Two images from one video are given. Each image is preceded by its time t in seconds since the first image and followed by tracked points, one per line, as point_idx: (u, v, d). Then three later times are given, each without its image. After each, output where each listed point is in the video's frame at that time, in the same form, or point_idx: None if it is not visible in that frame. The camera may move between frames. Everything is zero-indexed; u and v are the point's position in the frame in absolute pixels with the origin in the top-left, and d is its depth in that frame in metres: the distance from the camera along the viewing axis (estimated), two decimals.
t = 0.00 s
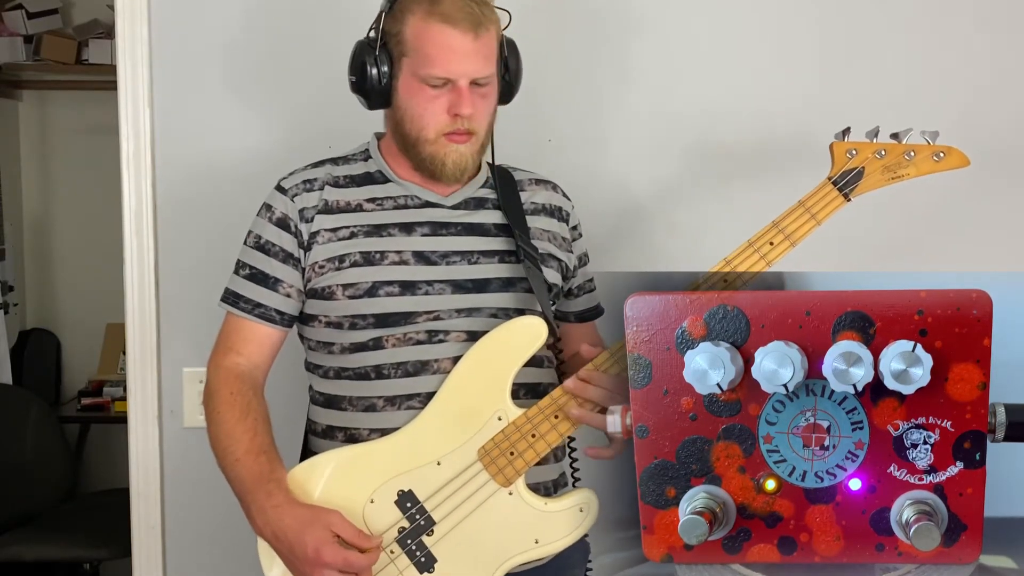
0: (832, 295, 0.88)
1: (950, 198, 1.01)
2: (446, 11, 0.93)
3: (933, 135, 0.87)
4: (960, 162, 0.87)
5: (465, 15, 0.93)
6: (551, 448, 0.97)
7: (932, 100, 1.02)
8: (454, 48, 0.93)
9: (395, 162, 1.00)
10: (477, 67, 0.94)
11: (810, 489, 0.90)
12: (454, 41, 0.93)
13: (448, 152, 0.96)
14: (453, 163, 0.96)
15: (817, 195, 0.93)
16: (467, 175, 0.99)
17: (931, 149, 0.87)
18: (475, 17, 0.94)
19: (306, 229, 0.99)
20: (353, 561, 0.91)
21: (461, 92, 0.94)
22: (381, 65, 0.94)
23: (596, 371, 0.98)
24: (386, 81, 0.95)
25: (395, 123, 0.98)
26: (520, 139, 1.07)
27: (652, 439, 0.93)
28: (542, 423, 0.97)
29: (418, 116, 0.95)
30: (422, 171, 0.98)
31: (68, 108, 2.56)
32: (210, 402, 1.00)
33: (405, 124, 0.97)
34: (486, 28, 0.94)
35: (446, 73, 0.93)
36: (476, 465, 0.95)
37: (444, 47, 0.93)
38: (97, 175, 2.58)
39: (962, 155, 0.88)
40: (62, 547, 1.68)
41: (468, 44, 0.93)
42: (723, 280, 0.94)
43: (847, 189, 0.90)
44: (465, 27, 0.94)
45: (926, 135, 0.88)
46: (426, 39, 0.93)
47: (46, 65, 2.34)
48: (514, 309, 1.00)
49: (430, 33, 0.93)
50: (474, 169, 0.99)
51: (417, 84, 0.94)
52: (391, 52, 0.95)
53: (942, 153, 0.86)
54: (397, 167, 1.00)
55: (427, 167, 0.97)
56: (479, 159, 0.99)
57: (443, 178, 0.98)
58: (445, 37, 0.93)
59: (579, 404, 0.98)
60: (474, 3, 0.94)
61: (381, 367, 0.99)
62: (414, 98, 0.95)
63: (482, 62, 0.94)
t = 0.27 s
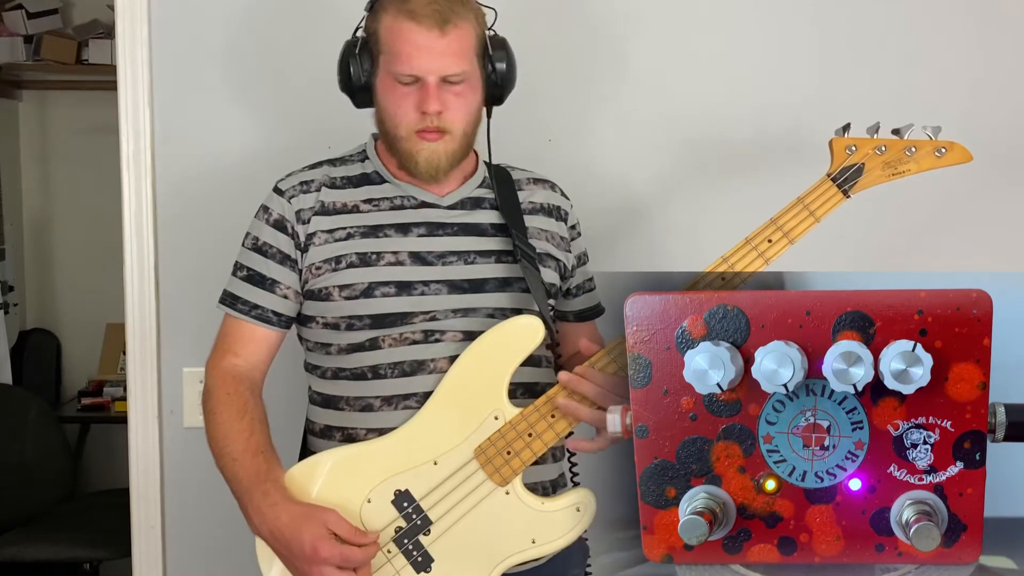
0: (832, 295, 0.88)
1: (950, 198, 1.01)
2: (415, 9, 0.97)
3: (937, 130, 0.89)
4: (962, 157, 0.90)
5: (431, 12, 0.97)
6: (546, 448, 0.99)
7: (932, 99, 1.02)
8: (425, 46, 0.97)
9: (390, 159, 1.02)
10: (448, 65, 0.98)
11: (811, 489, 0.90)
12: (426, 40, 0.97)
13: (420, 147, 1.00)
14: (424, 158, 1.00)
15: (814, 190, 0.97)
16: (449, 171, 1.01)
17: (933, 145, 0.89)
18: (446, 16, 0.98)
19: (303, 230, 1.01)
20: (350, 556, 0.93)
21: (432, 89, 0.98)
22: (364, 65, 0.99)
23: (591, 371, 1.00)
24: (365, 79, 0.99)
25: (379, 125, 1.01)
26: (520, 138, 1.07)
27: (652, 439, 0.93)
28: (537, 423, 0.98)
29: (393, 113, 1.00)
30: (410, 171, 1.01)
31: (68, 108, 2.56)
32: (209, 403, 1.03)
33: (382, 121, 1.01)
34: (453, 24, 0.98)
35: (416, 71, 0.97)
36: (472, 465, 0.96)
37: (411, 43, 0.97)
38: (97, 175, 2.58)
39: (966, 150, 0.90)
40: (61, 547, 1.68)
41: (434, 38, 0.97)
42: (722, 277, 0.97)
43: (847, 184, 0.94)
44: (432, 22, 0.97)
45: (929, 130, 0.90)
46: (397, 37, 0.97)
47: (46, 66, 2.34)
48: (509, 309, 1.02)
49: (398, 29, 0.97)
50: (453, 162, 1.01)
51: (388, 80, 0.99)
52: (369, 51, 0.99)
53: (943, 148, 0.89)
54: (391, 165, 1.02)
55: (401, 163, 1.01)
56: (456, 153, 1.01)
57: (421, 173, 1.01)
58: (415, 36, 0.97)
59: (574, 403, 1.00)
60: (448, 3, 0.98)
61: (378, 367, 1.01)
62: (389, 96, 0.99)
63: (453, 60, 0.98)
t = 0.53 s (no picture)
0: (832, 296, 0.89)
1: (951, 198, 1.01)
2: (374, 11, 1.00)
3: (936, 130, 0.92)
4: (962, 155, 0.94)
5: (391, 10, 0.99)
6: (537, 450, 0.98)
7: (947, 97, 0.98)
8: (364, 42, 1.00)
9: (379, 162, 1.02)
10: (378, 57, 0.98)
11: (811, 490, 0.90)
12: (365, 36, 1.00)
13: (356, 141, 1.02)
14: (359, 152, 1.01)
15: (808, 190, 0.98)
16: (420, 168, 1.01)
17: (931, 143, 0.92)
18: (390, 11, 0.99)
19: (294, 232, 1.02)
20: (340, 553, 0.95)
21: (359, 81, 0.99)
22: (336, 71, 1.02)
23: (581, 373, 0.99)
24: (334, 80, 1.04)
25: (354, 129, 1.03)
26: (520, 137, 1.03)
27: (652, 439, 0.93)
28: (527, 424, 0.97)
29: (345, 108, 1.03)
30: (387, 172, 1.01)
31: (68, 108, 2.56)
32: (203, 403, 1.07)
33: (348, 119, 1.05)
34: (398, 19, 0.98)
35: (347, 64, 1.00)
36: (461, 467, 0.96)
37: (362, 42, 1.00)
38: (97, 175, 2.58)
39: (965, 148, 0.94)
40: (62, 547, 1.68)
41: (384, 35, 0.99)
42: (714, 277, 0.97)
43: (842, 184, 0.95)
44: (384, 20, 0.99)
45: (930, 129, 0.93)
46: (346, 36, 1.01)
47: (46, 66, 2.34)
48: (501, 309, 1.01)
49: (354, 30, 1.01)
50: (418, 160, 1.00)
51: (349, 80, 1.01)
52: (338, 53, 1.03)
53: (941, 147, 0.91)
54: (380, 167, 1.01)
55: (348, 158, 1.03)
56: (416, 149, 1.00)
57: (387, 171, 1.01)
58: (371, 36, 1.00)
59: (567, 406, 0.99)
60: None
61: (367, 368, 1.01)
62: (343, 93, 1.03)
63: (387, 53, 0.98)
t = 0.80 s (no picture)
0: (831, 296, 0.89)
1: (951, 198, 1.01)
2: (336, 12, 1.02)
3: (921, 109, 0.95)
4: (949, 137, 0.97)
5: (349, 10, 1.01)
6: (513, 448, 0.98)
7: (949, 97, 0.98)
8: (329, 41, 1.02)
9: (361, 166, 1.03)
10: (345, 55, 1.01)
11: (811, 490, 0.90)
12: (328, 36, 1.02)
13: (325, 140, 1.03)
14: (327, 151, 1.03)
15: (785, 177, 0.98)
16: (393, 167, 1.01)
17: (915, 126, 0.96)
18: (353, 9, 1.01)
19: (272, 236, 1.03)
20: (314, 553, 1.01)
21: (325, 80, 1.02)
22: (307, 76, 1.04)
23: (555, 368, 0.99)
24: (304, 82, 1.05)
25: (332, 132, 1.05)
26: (519, 136, 1.01)
27: (652, 439, 0.94)
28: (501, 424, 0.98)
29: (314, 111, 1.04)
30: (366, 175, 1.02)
31: (67, 107, 2.56)
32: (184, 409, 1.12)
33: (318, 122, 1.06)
34: (356, 17, 1.00)
35: (313, 65, 1.03)
36: (437, 467, 0.98)
37: (324, 44, 1.03)
38: (96, 175, 2.58)
39: (949, 129, 0.97)
40: (62, 547, 1.68)
41: (344, 34, 1.02)
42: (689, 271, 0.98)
43: (823, 173, 0.98)
44: (343, 19, 1.02)
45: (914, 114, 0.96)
46: (309, 38, 1.04)
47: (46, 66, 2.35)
48: (479, 308, 1.00)
49: (315, 33, 1.03)
50: (390, 157, 1.01)
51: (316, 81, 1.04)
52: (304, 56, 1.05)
53: (925, 130, 0.96)
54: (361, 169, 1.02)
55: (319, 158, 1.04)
56: (387, 147, 1.01)
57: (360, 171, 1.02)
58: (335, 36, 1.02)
59: (539, 401, 0.99)
60: None
61: (345, 369, 1.02)
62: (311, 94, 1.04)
63: (352, 51, 1.01)
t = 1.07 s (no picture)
0: (831, 296, 0.89)
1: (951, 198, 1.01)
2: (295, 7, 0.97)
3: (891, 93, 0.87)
4: (918, 121, 0.86)
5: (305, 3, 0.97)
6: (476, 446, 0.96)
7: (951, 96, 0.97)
8: (287, 37, 0.98)
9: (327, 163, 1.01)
10: (303, 52, 0.97)
11: (811, 490, 0.90)
12: (286, 32, 0.98)
13: (291, 139, 1.00)
14: (294, 151, 1.00)
15: (747, 168, 0.93)
16: (359, 165, 0.99)
17: (884, 110, 0.87)
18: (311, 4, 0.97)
19: (239, 238, 1.01)
20: (278, 557, 0.94)
21: (285, 78, 0.98)
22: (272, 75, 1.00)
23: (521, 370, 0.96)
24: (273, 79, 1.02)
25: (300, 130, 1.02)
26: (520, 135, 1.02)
27: (652, 439, 0.93)
28: (464, 423, 0.95)
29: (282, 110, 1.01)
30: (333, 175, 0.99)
31: (68, 107, 2.57)
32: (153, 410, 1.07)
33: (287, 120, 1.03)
34: (316, 11, 0.96)
35: (275, 62, 0.99)
36: (399, 467, 0.94)
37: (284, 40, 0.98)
38: (96, 175, 2.58)
39: (921, 112, 0.87)
40: (61, 547, 1.68)
41: (302, 29, 0.97)
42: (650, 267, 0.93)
43: (785, 162, 0.90)
44: (303, 15, 0.97)
45: (883, 96, 0.87)
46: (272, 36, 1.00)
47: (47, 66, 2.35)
48: (445, 307, 0.99)
49: (275, 28, 0.99)
50: (356, 155, 0.98)
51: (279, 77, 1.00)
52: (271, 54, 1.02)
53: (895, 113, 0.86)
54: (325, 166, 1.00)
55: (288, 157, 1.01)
56: (351, 145, 0.98)
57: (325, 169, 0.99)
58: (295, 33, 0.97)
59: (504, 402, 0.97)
60: None
61: (309, 371, 1.01)
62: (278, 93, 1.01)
63: (311, 47, 0.96)
